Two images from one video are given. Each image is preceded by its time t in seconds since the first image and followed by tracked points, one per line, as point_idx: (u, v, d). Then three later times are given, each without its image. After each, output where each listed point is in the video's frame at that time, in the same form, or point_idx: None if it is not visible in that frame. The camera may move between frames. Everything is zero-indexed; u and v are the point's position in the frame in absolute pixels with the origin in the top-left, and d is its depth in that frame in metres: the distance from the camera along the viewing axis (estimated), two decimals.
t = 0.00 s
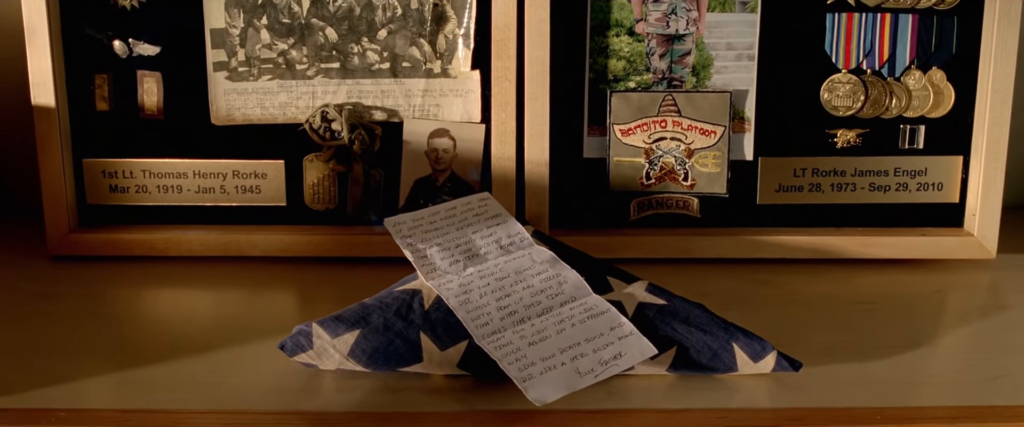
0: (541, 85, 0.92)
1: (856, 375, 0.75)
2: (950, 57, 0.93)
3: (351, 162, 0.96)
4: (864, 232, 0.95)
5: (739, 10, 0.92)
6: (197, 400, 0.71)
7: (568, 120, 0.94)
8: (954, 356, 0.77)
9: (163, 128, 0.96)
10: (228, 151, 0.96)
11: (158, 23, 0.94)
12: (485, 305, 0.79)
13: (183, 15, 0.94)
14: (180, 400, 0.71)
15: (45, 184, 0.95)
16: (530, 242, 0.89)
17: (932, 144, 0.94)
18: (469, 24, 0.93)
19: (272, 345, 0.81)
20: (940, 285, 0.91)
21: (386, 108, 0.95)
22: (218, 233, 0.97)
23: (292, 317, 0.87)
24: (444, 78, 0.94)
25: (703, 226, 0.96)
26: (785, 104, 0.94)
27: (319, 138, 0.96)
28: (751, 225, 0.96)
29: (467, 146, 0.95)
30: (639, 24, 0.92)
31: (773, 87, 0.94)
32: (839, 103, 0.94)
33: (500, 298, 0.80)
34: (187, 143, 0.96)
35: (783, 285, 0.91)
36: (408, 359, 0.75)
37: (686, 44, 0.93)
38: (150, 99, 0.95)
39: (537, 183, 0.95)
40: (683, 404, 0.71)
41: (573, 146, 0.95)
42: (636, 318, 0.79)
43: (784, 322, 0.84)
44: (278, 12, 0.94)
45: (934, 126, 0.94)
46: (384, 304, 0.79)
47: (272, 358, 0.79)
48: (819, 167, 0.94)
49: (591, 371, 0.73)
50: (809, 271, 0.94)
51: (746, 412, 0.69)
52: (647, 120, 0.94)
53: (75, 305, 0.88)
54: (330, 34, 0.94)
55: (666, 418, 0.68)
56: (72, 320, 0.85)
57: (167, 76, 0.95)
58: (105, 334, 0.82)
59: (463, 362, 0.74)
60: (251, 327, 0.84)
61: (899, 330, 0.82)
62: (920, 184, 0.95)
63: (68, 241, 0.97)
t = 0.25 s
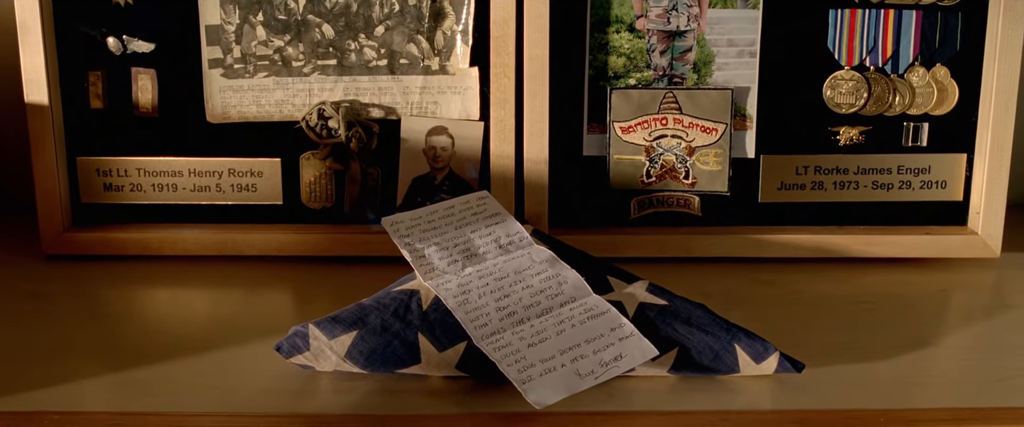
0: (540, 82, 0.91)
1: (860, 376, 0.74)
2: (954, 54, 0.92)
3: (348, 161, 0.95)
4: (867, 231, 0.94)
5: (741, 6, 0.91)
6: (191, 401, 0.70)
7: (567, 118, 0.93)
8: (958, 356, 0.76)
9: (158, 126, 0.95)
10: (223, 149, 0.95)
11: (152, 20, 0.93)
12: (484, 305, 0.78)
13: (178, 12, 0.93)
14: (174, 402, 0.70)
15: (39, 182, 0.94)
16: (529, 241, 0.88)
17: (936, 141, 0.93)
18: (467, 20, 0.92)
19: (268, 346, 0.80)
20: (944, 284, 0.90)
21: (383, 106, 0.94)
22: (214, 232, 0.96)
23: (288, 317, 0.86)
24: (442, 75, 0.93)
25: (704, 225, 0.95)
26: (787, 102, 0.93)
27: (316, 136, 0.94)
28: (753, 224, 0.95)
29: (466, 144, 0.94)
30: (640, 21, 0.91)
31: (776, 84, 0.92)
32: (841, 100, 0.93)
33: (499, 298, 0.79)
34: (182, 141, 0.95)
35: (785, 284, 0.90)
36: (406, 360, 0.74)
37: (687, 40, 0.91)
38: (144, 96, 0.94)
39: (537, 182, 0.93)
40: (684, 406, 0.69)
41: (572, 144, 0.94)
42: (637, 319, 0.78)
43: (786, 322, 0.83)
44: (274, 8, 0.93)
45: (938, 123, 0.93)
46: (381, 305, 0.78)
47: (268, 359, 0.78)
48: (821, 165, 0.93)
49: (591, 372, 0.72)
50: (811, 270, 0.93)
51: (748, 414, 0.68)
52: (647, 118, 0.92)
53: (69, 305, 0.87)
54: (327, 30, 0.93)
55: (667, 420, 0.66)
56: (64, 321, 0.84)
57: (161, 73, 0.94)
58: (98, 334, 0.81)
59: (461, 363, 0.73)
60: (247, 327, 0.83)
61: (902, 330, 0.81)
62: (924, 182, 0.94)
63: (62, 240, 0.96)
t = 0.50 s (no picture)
0: (539, 78, 0.90)
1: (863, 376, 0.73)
2: (958, 50, 0.91)
3: (345, 158, 0.94)
4: (869, 229, 0.93)
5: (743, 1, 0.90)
6: (187, 402, 0.69)
7: (567, 115, 0.92)
8: (963, 356, 0.76)
9: (154, 123, 0.94)
10: (220, 146, 0.94)
11: (148, 17, 0.92)
12: (483, 305, 0.77)
13: (173, 8, 0.92)
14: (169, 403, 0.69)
15: (33, 180, 0.93)
16: (529, 240, 0.87)
17: (939, 138, 0.93)
18: (466, 16, 0.91)
19: (265, 346, 0.79)
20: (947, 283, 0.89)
21: (381, 103, 0.93)
22: (210, 230, 0.95)
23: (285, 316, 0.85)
24: (440, 72, 0.92)
25: (705, 223, 0.94)
26: (789, 99, 0.92)
27: (313, 133, 0.93)
28: (755, 222, 0.94)
29: (465, 141, 0.93)
30: (641, 17, 0.90)
31: (778, 81, 0.92)
32: (844, 97, 0.92)
33: (498, 298, 0.78)
34: (178, 138, 0.94)
35: (787, 283, 0.89)
36: (405, 361, 0.73)
37: (688, 36, 0.90)
38: (140, 93, 0.93)
39: (536, 179, 0.92)
40: (686, 406, 0.69)
41: (573, 141, 0.93)
42: (638, 319, 0.77)
43: (789, 321, 0.82)
44: (271, 4, 0.91)
45: (941, 120, 0.92)
46: (380, 304, 0.77)
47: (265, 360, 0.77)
48: (824, 162, 0.92)
49: (592, 373, 0.71)
50: (813, 269, 0.93)
51: (751, 415, 0.67)
52: (648, 115, 0.92)
53: (63, 304, 0.86)
54: (324, 26, 0.92)
55: (668, 421, 0.66)
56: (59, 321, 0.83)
57: (157, 70, 0.93)
58: (93, 334, 0.80)
59: (461, 364, 0.73)
60: (244, 327, 0.82)
61: (906, 329, 0.80)
62: (927, 179, 0.93)
63: (57, 239, 0.95)
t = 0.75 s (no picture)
0: (538, 74, 0.89)
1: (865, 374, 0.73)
2: (960, 46, 0.90)
3: (342, 155, 0.93)
4: (870, 226, 0.93)
5: None
6: (183, 401, 0.68)
7: (566, 110, 0.91)
8: (965, 354, 0.75)
9: (149, 119, 0.93)
10: (216, 143, 0.93)
11: (142, 12, 0.91)
12: (481, 303, 0.77)
13: (169, 4, 0.91)
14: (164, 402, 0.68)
15: (28, 177, 0.93)
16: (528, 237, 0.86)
17: (941, 134, 0.92)
18: (464, 11, 0.90)
19: (262, 344, 0.78)
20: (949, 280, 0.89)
21: (379, 99, 0.92)
22: (207, 227, 0.94)
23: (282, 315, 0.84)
24: (438, 67, 0.91)
25: (705, 220, 0.93)
26: (790, 94, 0.91)
27: (310, 129, 0.93)
28: (755, 219, 0.93)
29: (463, 137, 0.92)
30: (640, 12, 0.89)
31: (779, 77, 0.91)
32: (846, 93, 0.91)
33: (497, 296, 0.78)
34: (174, 135, 0.93)
35: (788, 280, 0.89)
36: (403, 359, 0.72)
37: (689, 32, 0.90)
38: (135, 89, 0.92)
39: (535, 176, 0.92)
40: (686, 406, 0.68)
41: (572, 138, 0.92)
42: (638, 317, 0.76)
43: (789, 319, 0.81)
44: None
45: (943, 116, 0.92)
46: (377, 302, 0.77)
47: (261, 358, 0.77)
48: (825, 158, 0.92)
49: (591, 372, 0.70)
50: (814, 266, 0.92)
51: (752, 414, 0.66)
52: (648, 111, 0.91)
53: (58, 302, 0.85)
54: (321, 22, 0.91)
55: (669, 421, 0.65)
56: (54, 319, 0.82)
57: (152, 66, 0.92)
58: (88, 333, 0.80)
59: (459, 363, 0.72)
60: (240, 325, 0.82)
61: (907, 327, 0.80)
62: (929, 176, 0.92)
63: (52, 236, 0.94)
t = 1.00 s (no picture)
0: (538, 71, 0.88)
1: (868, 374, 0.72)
2: (963, 43, 0.90)
3: (341, 152, 0.93)
4: (873, 224, 0.92)
5: None
6: (180, 401, 0.68)
7: (566, 108, 0.91)
8: (968, 353, 0.74)
9: (147, 117, 0.92)
10: (214, 140, 0.92)
11: (139, 9, 0.90)
12: (481, 302, 0.76)
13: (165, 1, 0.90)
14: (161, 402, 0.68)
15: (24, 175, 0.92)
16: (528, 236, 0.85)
17: (944, 132, 0.91)
18: (463, 8, 0.89)
19: (260, 344, 0.78)
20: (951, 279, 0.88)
21: (378, 96, 0.92)
22: (204, 225, 0.93)
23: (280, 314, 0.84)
24: (437, 65, 0.91)
25: (706, 218, 0.93)
26: (792, 92, 0.90)
27: (308, 127, 0.92)
28: (756, 217, 0.93)
29: (463, 135, 0.92)
30: (641, 8, 0.89)
31: (780, 74, 0.90)
32: (848, 90, 0.90)
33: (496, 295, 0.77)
34: (171, 132, 0.93)
35: (789, 279, 0.88)
36: (402, 359, 0.72)
37: (690, 29, 0.89)
38: (132, 87, 0.92)
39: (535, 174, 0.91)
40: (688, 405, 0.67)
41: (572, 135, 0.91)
42: (639, 317, 0.75)
43: (791, 318, 0.81)
44: None
45: (946, 113, 0.91)
46: (376, 302, 0.76)
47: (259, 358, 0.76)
48: (827, 156, 0.91)
49: (592, 372, 0.69)
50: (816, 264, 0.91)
51: (754, 414, 0.66)
52: (649, 108, 0.90)
53: (54, 301, 0.85)
54: (319, 18, 0.90)
55: (670, 421, 0.64)
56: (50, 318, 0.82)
57: (150, 64, 0.92)
58: (85, 332, 0.79)
59: (459, 363, 0.71)
60: (238, 324, 0.81)
61: (910, 327, 0.79)
62: (932, 173, 0.92)
63: (49, 234, 0.93)
